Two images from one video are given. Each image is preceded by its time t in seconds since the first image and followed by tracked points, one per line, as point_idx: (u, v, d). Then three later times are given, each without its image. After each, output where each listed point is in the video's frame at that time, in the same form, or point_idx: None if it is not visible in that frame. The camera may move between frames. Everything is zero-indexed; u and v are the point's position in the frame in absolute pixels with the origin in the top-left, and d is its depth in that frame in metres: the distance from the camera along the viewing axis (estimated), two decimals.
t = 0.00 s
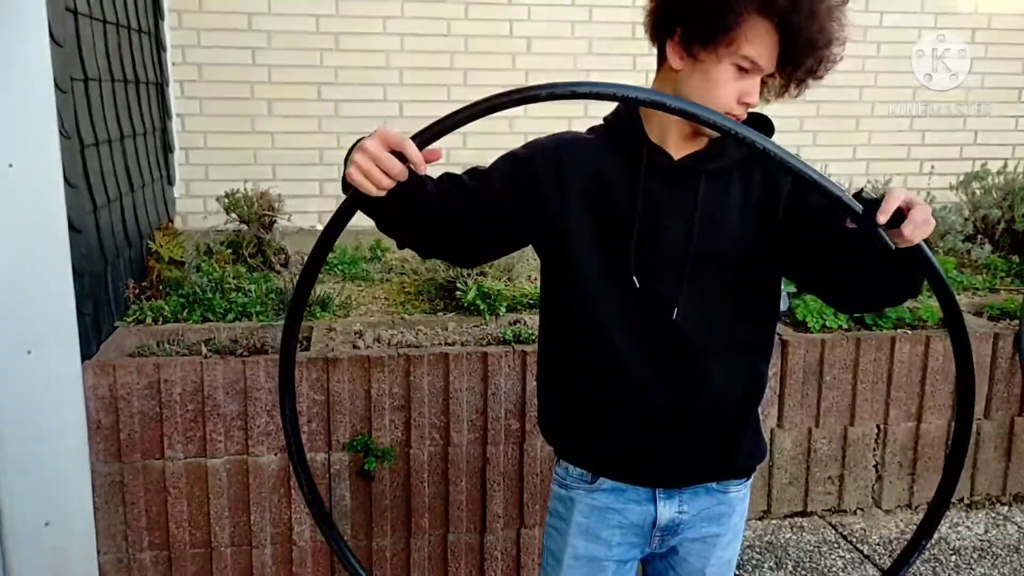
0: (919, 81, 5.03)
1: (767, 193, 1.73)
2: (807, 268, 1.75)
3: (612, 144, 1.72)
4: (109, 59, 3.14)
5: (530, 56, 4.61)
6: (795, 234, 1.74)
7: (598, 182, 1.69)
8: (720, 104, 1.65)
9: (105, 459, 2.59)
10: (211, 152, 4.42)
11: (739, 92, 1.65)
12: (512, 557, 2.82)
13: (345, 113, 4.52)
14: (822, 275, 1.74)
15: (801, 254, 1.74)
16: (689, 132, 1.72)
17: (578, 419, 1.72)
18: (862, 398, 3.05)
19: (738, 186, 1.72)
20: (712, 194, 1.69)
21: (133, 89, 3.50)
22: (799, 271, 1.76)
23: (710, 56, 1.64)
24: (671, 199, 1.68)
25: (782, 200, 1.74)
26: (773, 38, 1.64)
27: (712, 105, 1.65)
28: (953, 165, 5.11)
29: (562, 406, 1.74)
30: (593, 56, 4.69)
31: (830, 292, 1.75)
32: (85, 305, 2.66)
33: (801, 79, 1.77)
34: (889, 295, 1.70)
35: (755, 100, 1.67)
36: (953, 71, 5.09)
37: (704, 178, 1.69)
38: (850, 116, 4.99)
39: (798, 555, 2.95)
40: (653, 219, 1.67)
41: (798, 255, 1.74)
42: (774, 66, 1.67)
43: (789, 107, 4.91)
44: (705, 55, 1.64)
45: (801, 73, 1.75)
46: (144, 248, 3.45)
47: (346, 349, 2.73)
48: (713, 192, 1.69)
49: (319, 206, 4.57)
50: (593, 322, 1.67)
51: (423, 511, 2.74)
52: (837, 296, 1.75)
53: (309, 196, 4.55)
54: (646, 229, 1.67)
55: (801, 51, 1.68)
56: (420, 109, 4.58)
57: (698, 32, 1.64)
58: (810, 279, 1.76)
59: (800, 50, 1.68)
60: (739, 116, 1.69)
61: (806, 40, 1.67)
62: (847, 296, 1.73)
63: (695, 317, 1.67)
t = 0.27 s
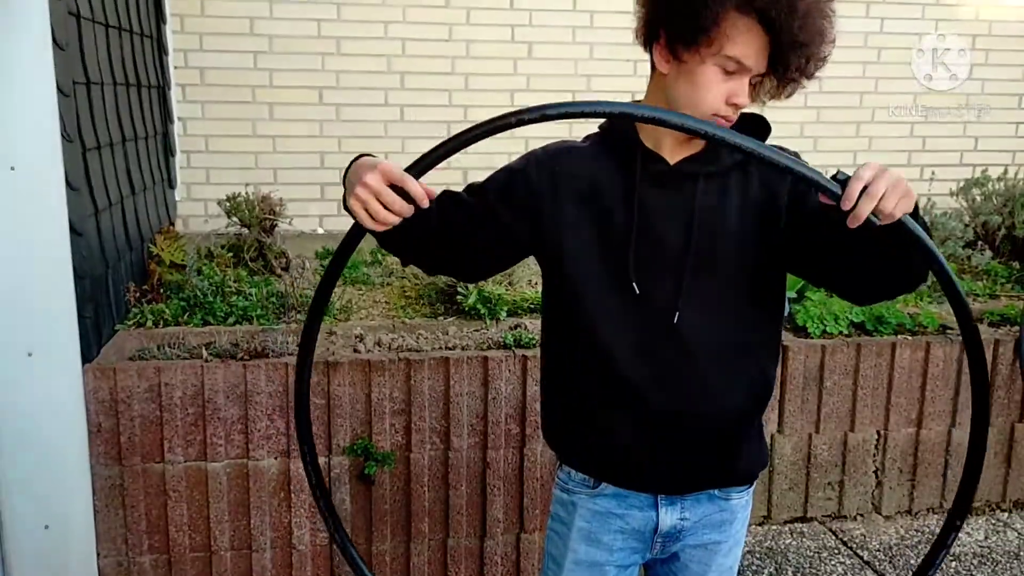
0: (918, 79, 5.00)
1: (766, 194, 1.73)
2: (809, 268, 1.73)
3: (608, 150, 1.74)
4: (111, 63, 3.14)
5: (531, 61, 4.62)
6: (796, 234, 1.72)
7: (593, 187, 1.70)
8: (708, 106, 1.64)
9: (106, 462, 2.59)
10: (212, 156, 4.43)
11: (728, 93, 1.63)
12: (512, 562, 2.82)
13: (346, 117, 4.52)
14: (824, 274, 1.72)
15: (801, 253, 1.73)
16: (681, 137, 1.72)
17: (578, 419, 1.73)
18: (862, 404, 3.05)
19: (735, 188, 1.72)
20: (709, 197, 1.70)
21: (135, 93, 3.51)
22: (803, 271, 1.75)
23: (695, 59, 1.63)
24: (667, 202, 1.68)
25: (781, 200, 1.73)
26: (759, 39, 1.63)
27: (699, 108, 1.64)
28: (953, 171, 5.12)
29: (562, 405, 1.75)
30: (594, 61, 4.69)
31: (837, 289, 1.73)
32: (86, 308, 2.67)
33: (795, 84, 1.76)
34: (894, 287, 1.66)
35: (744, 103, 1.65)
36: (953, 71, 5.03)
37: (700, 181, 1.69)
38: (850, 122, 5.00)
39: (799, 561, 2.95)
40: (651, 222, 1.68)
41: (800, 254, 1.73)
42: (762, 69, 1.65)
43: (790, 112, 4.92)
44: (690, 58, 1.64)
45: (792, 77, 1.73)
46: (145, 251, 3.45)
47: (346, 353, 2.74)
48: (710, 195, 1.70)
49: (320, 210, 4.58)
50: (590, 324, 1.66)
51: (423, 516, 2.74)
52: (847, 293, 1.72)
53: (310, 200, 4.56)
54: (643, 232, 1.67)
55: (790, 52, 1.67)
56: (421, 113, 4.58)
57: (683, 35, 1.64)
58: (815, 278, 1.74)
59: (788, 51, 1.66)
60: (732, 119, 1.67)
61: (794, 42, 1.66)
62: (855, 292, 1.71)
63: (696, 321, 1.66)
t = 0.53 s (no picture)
0: (918, 79, 4.99)
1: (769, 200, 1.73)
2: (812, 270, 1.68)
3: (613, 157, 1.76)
4: (115, 67, 3.15)
5: (534, 67, 4.63)
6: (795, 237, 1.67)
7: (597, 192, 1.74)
8: (685, 112, 1.58)
9: (107, 466, 2.59)
10: (215, 160, 4.44)
11: (708, 98, 1.57)
12: (512, 567, 2.82)
13: (349, 121, 4.53)
14: (829, 272, 1.67)
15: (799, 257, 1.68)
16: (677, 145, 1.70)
17: (578, 419, 1.74)
18: (864, 410, 3.05)
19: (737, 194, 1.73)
20: (710, 202, 1.71)
21: (138, 96, 3.51)
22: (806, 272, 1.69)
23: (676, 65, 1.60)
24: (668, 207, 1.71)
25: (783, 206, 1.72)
26: (740, 42, 1.56)
27: (678, 115, 1.60)
28: (955, 178, 5.13)
29: (562, 406, 1.77)
30: (597, 67, 4.70)
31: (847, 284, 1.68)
32: (90, 311, 2.67)
33: (787, 89, 1.67)
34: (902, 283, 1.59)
35: (726, 108, 1.57)
36: (953, 71, 5.02)
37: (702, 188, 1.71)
38: (853, 129, 5.00)
39: (800, 567, 2.94)
40: (655, 230, 1.70)
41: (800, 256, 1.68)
42: (747, 73, 1.58)
43: (792, 119, 4.93)
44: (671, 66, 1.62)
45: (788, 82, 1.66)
46: (148, 254, 3.46)
47: (349, 357, 2.74)
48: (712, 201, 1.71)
49: (322, 214, 4.59)
50: (592, 324, 1.68)
51: (424, 521, 2.74)
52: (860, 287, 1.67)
53: (312, 204, 4.57)
54: (645, 236, 1.70)
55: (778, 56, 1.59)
56: (424, 118, 4.59)
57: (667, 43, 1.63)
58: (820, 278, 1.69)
59: (775, 54, 1.58)
60: (717, 128, 1.60)
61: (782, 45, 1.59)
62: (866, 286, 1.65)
63: (700, 327, 1.66)
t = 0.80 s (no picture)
0: (917, 78, 4.98)
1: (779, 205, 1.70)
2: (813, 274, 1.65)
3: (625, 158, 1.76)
4: (119, 68, 3.16)
5: (538, 70, 4.64)
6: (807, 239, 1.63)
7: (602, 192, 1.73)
8: (681, 116, 1.59)
9: (110, 467, 2.59)
10: (218, 162, 4.44)
11: (699, 99, 1.57)
12: (514, 570, 2.82)
13: (353, 124, 4.53)
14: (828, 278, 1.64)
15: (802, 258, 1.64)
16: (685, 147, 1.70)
17: (577, 418, 1.74)
18: (867, 415, 3.04)
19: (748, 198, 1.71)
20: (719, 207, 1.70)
21: (142, 98, 3.51)
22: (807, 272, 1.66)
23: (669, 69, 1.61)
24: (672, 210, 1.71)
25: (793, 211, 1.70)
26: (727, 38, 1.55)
27: (675, 119, 1.60)
28: (958, 183, 5.13)
29: (562, 406, 1.77)
30: (600, 71, 4.71)
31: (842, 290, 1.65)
32: (92, 313, 2.67)
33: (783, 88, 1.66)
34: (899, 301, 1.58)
35: (720, 108, 1.57)
36: (954, 70, 5.00)
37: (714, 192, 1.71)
38: (856, 133, 5.00)
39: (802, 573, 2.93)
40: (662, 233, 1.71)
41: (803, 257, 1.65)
42: (738, 70, 1.57)
43: (795, 123, 4.93)
44: (666, 70, 1.63)
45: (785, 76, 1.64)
46: (151, 256, 3.46)
47: (352, 360, 2.74)
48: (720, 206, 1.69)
49: (325, 217, 4.59)
50: (595, 325, 1.69)
51: (425, 524, 2.74)
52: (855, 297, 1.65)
53: (315, 206, 4.57)
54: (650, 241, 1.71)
55: (766, 49, 1.57)
56: (427, 121, 4.60)
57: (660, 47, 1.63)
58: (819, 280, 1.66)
59: (764, 47, 1.57)
60: (712, 130, 1.59)
61: (768, 37, 1.57)
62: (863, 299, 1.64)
63: (703, 330, 1.65)
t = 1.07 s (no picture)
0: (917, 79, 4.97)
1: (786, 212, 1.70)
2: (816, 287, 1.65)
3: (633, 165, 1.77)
4: (124, 70, 3.17)
5: (542, 74, 4.64)
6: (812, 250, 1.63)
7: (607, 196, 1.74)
8: (690, 122, 1.59)
9: (113, 468, 2.59)
10: (222, 164, 4.45)
11: (709, 105, 1.57)
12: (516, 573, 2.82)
13: (357, 127, 4.54)
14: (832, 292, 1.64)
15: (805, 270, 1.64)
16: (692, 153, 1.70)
17: (577, 418, 1.74)
18: (870, 420, 3.04)
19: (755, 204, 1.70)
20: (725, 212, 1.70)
21: (147, 100, 3.52)
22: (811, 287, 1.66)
23: (680, 75, 1.61)
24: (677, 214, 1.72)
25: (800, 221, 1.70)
26: (739, 46, 1.56)
27: (684, 125, 1.60)
28: (962, 188, 5.12)
29: (562, 406, 1.78)
30: (604, 75, 4.71)
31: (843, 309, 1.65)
32: (97, 315, 2.68)
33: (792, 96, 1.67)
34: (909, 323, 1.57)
35: (730, 115, 1.57)
36: (953, 71, 4.99)
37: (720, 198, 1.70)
38: (860, 138, 5.00)
39: None
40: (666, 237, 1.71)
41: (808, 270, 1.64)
42: (749, 78, 1.57)
43: (798, 128, 4.93)
44: (677, 76, 1.63)
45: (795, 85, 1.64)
46: (155, 258, 3.47)
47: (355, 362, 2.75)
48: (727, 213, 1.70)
49: (329, 219, 4.59)
50: (598, 325, 1.70)
51: (427, 526, 2.74)
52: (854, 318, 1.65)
53: (319, 209, 4.58)
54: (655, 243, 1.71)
55: (778, 58, 1.57)
56: (431, 124, 4.60)
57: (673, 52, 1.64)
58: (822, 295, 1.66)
59: (776, 56, 1.57)
60: (721, 136, 1.59)
61: (780, 45, 1.57)
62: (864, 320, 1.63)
63: (706, 334, 1.65)
